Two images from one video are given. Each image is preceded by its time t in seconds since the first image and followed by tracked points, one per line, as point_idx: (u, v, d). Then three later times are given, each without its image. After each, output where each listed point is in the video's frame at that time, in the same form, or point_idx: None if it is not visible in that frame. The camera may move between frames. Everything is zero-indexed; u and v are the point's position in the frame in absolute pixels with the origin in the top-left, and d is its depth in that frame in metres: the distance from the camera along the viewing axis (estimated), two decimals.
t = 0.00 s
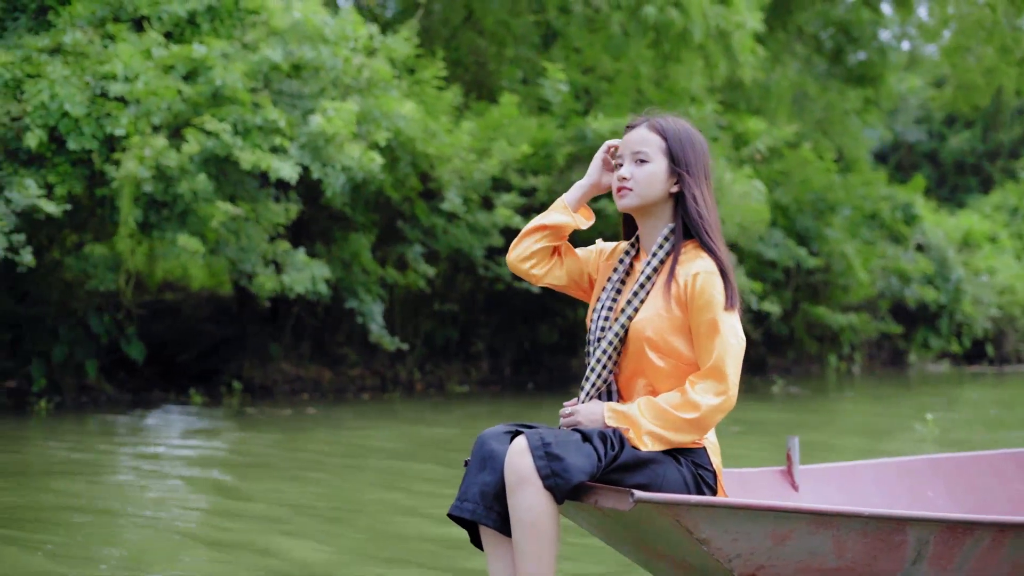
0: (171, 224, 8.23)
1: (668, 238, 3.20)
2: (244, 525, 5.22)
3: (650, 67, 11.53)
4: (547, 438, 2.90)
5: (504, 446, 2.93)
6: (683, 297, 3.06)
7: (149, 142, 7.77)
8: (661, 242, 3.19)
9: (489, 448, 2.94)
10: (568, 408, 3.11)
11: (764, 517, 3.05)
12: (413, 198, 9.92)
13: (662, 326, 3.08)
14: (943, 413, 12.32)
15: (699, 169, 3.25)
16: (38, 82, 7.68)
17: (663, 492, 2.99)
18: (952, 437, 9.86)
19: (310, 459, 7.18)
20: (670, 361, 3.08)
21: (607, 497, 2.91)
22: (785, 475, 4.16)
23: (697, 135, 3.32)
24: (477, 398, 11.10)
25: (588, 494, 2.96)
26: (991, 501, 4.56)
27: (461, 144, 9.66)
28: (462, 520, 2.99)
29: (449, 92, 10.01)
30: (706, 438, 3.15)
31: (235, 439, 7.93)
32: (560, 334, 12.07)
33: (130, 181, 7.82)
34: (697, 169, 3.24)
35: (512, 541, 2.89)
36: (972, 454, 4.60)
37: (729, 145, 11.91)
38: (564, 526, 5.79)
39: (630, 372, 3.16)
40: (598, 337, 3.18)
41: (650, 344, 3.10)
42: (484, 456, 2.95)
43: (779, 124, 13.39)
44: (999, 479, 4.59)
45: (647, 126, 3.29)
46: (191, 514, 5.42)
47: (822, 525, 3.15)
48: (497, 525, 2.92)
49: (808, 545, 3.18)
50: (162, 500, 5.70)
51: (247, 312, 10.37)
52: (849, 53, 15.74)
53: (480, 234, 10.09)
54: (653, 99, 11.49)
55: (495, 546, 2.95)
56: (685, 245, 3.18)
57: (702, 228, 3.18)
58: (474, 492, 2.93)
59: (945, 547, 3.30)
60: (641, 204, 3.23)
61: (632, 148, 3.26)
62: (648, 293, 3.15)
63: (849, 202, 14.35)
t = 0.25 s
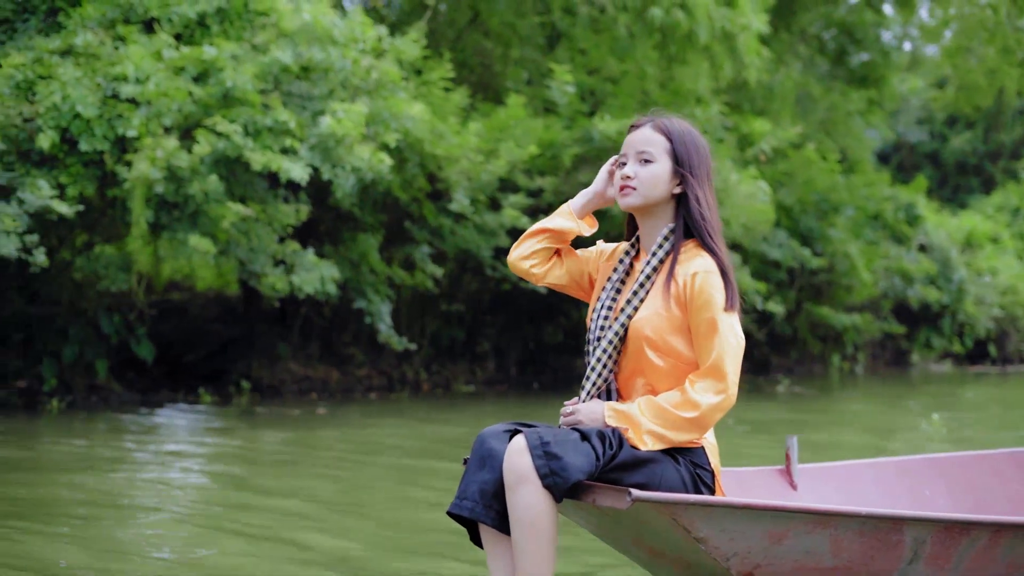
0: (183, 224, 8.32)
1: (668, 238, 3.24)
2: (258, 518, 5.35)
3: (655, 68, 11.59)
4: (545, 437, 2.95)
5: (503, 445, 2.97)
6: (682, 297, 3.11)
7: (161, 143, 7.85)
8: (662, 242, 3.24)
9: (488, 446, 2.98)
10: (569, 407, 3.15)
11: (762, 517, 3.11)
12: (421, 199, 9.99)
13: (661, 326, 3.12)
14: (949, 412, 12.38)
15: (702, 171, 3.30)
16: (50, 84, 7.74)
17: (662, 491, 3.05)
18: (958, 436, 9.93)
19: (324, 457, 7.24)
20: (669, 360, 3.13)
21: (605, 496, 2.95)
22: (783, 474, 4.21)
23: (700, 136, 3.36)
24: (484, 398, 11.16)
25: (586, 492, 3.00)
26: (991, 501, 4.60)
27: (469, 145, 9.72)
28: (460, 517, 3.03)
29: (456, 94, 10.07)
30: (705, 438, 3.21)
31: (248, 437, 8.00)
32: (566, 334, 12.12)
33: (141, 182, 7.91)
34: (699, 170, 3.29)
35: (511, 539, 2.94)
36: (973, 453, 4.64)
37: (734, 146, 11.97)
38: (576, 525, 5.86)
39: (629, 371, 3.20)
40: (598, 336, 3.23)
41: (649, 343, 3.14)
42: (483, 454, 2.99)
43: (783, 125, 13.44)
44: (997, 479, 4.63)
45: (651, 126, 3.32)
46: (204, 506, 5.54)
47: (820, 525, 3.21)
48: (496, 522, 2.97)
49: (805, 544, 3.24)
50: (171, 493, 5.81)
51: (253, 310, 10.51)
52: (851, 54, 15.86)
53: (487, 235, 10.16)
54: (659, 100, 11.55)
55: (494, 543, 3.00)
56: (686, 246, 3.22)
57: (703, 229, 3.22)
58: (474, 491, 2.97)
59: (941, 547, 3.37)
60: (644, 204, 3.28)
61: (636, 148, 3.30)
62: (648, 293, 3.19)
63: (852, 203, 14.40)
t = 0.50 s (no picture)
0: (194, 224, 8.40)
1: (669, 236, 3.29)
2: (279, 513, 5.45)
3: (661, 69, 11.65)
4: (544, 434, 2.99)
5: (502, 443, 3.01)
6: (682, 294, 3.15)
7: (172, 144, 7.93)
8: (663, 240, 3.28)
9: (487, 444, 3.02)
10: (571, 404, 3.20)
11: (759, 514, 3.17)
12: (428, 200, 10.06)
13: (661, 323, 3.17)
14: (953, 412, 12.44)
15: (705, 171, 3.35)
16: (62, 85, 7.80)
17: (660, 488, 3.09)
18: (964, 435, 9.99)
19: (337, 455, 7.31)
20: (669, 357, 3.17)
21: (603, 493, 2.98)
22: (782, 473, 4.26)
23: (704, 136, 3.41)
24: (490, 397, 11.22)
25: (584, 489, 3.04)
26: (990, 500, 4.64)
27: (477, 146, 9.78)
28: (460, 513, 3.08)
29: (464, 95, 10.13)
30: (704, 435, 3.27)
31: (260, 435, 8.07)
32: (571, 334, 12.18)
33: (153, 182, 7.99)
34: (703, 170, 3.34)
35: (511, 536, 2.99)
36: (972, 452, 4.68)
37: (739, 147, 12.03)
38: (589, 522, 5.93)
39: (629, 367, 3.25)
40: (598, 333, 3.27)
41: (648, 340, 3.18)
42: (482, 452, 3.03)
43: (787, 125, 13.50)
44: (996, 479, 4.67)
45: (656, 125, 3.37)
46: (224, 502, 5.65)
47: (817, 522, 3.26)
48: (494, 519, 3.02)
49: (802, 541, 3.30)
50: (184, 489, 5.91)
51: (260, 310, 10.53)
52: (854, 55, 15.93)
53: (495, 235, 10.22)
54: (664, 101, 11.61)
55: (494, 539, 3.06)
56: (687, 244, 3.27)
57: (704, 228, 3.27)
58: (473, 488, 3.01)
59: (938, 544, 3.43)
60: (648, 201, 3.32)
61: (641, 146, 3.35)
62: (648, 290, 3.24)
63: (856, 203, 14.46)
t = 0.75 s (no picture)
0: (204, 225, 8.50)
1: (669, 234, 3.32)
2: (311, 510, 5.58)
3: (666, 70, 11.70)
4: (541, 430, 3.03)
5: (499, 438, 3.05)
6: (682, 292, 3.18)
7: (184, 145, 8.01)
8: (663, 238, 3.31)
9: (484, 440, 3.06)
10: (569, 401, 3.22)
11: (755, 509, 3.20)
12: (436, 200, 10.12)
13: (660, 320, 3.20)
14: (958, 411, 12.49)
15: (708, 170, 3.38)
16: (73, 86, 7.84)
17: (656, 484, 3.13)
18: (969, 434, 10.05)
19: (349, 454, 7.38)
20: (668, 354, 3.20)
21: (600, 488, 3.01)
22: (780, 471, 4.30)
23: (707, 136, 3.44)
24: (496, 396, 11.28)
25: (581, 485, 3.07)
26: (988, 498, 4.67)
27: (484, 146, 9.83)
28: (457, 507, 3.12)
29: (471, 95, 10.18)
30: (702, 432, 3.31)
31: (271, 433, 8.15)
32: (577, 333, 12.23)
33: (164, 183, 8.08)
34: (706, 169, 3.37)
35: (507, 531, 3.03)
36: (972, 452, 4.71)
37: (745, 147, 12.08)
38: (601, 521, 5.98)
39: (628, 364, 3.28)
40: (598, 329, 3.30)
41: (648, 337, 3.22)
42: (479, 448, 3.07)
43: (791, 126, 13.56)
44: (996, 479, 4.71)
45: (662, 123, 3.39)
46: (248, 498, 5.78)
47: (814, 519, 3.29)
48: (491, 514, 3.06)
49: (798, 537, 3.33)
50: (205, 485, 6.04)
51: (266, 310, 10.52)
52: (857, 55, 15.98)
53: (502, 235, 10.27)
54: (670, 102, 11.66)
55: (490, 533, 3.10)
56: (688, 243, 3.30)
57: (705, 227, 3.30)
58: (470, 484, 3.05)
59: (935, 541, 3.44)
60: (651, 198, 3.35)
61: (646, 143, 3.37)
62: (648, 287, 3.27)
63: (860, 203, 14.51)
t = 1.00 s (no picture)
0: (213, 225, 8.58)
1: (668, 232, 3.36)
2: (337, 503, 5.69)
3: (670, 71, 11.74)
4: (538, 427, 3.07)
5: (495, 436, 3.09)
6: (681, 289, 3.23)
7: (194, 146, 8.08)
8: (662, 236, 3.36)
9: (480, 437, 3.10)
10: (567, 397, 3.25)
11: (751, 504, 3.22)
12: (443, 201, 10.17)
13: (658, 318, 3.24)
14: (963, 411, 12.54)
15: (710, 171, 3.42)
16: (84, 87, 7.89)
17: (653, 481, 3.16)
18: (975, 433, 10.10)
19: (361, 452, 7.43)
20: (666, 352, 3.25)
21: (596, 485, 3.08)
22: (779, 471, 4.32)
23: (709, 137, 3.48)
24: (502, 396, 11.33)
25: (578, 482, 3.13)
26: (986, 495, 4.73)
27: (491, 147, 9.88)
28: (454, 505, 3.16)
29: (478, 96, 10.23)
30: (699, 430, 3.35)
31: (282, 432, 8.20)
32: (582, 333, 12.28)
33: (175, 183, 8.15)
34: (709, 170, 3.42)
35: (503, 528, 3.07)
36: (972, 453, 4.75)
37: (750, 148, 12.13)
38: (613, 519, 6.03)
39: (625, 361, 3.32)
40: (596, 327, 3.34)
41: (646, 334, 3.26)
42: (475, 445, 3.11)
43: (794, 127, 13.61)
44: (995, 479, 4.76)
45: (666, 122, 3.43)
46: (267, 493, 5.85)
47: (811, 515, 3.33)
48: (488, 511, 3.09)
49: (795, 534, 3.36)
50: (223, 482, 6.11)
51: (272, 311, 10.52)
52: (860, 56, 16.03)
53: (509, 236, 10.32)
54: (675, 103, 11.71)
55: (486, 530, 3.14)
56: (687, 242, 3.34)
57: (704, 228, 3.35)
58: (467, 481, 3.09)
59: (931, 537, 3.52)
60: (652, 196, 3.39)
61: (650, 141, 3.41)
62: (646, 285, 3.31)
63: (863, 204, 14.56)
